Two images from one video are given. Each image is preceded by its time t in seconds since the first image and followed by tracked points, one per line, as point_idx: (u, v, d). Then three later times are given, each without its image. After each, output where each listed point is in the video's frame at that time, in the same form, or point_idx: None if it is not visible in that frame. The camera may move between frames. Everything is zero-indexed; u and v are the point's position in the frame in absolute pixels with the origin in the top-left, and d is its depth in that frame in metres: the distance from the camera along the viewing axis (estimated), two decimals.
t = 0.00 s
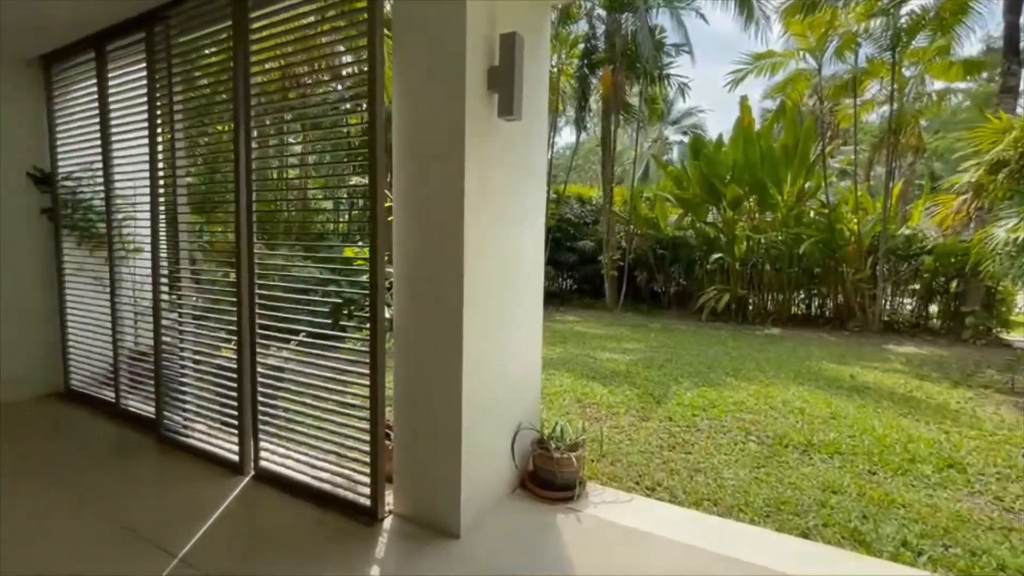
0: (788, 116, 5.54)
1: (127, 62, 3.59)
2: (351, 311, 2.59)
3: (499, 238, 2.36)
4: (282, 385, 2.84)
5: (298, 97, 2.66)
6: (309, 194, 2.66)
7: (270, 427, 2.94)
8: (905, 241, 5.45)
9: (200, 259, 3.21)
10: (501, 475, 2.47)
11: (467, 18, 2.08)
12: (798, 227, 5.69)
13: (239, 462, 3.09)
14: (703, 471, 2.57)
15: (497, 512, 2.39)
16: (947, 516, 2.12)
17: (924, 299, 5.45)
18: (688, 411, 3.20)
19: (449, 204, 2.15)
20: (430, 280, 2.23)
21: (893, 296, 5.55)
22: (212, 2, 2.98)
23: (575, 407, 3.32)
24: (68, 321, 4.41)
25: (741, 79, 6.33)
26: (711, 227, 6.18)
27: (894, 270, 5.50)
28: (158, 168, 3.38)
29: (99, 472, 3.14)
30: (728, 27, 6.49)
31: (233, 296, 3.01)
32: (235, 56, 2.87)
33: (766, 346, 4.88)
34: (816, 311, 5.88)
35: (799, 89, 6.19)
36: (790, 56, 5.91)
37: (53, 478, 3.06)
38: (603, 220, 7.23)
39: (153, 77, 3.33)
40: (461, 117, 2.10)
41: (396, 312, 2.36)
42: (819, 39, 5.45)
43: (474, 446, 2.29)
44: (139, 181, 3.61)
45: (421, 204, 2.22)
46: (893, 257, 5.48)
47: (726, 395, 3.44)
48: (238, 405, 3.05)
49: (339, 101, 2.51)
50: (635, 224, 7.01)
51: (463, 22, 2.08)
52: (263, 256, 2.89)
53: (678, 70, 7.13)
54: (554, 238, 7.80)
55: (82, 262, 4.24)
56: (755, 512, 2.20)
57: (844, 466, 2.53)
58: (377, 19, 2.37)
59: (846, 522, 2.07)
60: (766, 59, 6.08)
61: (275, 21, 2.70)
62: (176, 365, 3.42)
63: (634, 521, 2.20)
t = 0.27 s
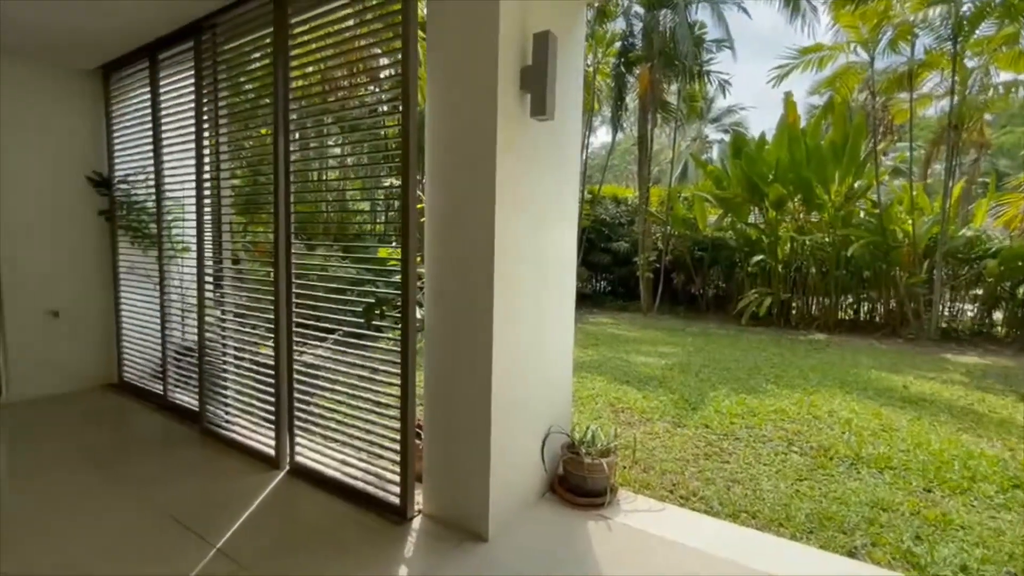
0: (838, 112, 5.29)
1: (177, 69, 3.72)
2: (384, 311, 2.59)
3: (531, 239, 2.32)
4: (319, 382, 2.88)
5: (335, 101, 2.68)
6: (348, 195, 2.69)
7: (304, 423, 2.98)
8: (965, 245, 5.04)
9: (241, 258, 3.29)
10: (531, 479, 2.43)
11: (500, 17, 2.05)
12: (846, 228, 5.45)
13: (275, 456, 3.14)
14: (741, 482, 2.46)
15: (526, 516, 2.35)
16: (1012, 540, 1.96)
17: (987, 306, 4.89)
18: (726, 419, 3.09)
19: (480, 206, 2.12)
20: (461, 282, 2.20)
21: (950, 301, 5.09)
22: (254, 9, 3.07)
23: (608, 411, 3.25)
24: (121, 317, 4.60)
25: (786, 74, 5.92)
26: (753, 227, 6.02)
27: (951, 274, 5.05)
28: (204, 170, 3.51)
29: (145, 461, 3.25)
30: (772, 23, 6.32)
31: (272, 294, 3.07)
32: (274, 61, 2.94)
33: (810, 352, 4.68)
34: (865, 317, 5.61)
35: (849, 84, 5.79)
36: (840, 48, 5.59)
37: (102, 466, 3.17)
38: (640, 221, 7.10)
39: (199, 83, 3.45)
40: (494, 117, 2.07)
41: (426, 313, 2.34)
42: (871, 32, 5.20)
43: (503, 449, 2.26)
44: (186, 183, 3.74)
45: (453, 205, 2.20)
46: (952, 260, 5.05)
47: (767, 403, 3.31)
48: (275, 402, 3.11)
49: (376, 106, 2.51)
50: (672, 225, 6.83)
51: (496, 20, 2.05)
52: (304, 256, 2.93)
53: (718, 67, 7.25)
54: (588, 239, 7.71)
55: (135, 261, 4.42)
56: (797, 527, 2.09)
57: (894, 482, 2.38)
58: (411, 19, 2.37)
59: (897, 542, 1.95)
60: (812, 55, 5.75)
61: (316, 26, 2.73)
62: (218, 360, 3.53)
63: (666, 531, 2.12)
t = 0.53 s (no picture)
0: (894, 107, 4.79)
1: (224, 75, 3.84)
2: (416, 310, 2.59)
3: (563, 240, 2.27)
4: (354, 380, 2.89)
5: (373, 102, 2.70)
6: (385, 195, 2.69)
7: (338, 418, 3.01)
8: None
9: (281, 257, 3.37)
10: (561, 482, 2.38)
11: (533, 14, 2.01)
12: (901, 228, 4.99)
13: (311, 450, 3.19)
14: (781, 493, 2.34)
15: (556, 520, 2.30)
16: None
17: None
18: (766, 427, 2.95)
19: (511, 206, 2.09)
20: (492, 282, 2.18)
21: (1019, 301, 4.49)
22: (295, 14, 3.14)
23: (642, 415, 3.16)
24: (170, 312, 4.78)
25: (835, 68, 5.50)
26: (799, 228, 5.79)
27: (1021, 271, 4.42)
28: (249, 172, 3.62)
29: (188, 452, 3.35)
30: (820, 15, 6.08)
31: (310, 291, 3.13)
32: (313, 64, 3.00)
33: (859, 359, 4.45)
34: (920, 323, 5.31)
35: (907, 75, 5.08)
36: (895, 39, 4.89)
37: (150, 455, 3.29)
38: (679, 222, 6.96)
39: (243, 88, 3.55)
40: (526, 116, 2.03)
41: (457, 312, 2.33)
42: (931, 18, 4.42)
43: (533, 452, 2.21)
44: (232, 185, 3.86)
45: (485, 205, 2.18)
46: None
47: (811, 412, 3.15)
48: (312, 398, 3.16)
49: (413, 107, 2.51)
50: (713, 226, 6.77)
51: (529, 19, 2.01)
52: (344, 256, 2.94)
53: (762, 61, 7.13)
54: (625, 239, 7.58)
55: (184, 259, 4.59)
56: (843, 543, 1.96)
57: (952, 499, 2.22)
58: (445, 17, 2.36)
59: (955, 565, 1.81)
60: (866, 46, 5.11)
61: (355, 30, 2.76)
62: (258, 356, 3.62)
63: (700, 541, 2.03)
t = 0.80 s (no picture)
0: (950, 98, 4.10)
1: (267, 80, 3.95)
2: (446, 310, 2.58)
3: (595, 239, 2.21)
4: (388, 379, 2.90)
5: (410, 103, 2.70)
6: (421, 195, 2.68)
7: (371, 414, 3.04)
8: None
9: (319, 255, 3.43)
10: (591, 485, 2.32)
11: (565, 10, 1.96)
12: (962, 228, 4.42)
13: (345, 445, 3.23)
14: (825, 506, 2.22)
15: (586, 524, 2.24)
16: None
17: None
18: (810, 436, 2.81)
19: (542, 204, 2.05)
20: (522, 281, 2.14)
21: None
22: (334, 19, 3.19)
23: (677, 419, 3.06)
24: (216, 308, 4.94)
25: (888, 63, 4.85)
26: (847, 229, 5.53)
27: None
28: (290, 174, 3.71)
29: (228, 443, 3.44)
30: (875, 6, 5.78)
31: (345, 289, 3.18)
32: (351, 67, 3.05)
33: (914, 368, 4.20)
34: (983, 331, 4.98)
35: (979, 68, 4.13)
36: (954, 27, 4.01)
37: (193, 445, 3.39)
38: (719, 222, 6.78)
39: (285, 92, 3.64)
40: (557, 114, 1.99)
41: (487, 312, 2.30)
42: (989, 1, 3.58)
43: (562, 455, 2.16)
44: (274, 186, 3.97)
45: (515, 204, 2.15)
46: None
47: (859, 421, 2.98)
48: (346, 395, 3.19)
49: (450, 108, 2.50)
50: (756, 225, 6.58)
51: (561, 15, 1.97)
52: (379, 255, 2.96)
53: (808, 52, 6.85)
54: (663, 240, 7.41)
55: (229, 257, 4.73)
56: (893, 562, 1.84)
57: (1016, 519, 2.05)
58: (478, 15, 2.36)
59: None
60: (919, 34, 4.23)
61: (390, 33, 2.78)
62: (297, 352, 3.69)
63: (736, 552, 1.94)
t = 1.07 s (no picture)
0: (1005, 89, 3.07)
1: (308, 83, 4.03)
2: (477, 309, 2.56)
3: (629, 239, 2.15)
4: (421, 376, 2.91)
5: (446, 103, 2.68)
6: (456, 195, 2.66)
7: (403, 410, 3.05)
8: None
9: (356, 254, 3.48)
10: (623, 489, 2.25)
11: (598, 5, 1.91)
12: None
13: (379, 440, 3.25)
14: (874, 520, 2.08)
15: (618, 529, 2.17)
16: None
17: None
18: (859, 445, 2.65)
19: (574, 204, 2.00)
20: (553, 282, 2.10)
21: None
22: (371, 23, 3.22)
23: (714, 424, 2.94)
24: (259, 304, 5.08)
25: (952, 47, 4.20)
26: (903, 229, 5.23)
27: None
28: (328, 175, 3.78)
29: (268, 435, 3.53)
30: None
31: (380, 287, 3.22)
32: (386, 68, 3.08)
33: (976, 377, 3.93)
34: None
35: None
36: None
37: (235, 437, 3.49)
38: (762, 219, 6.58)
39: (325, 96, 3.72)
40: (590, 111, 1.94)
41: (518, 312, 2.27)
42: None
43: (593, 459, 2.11)
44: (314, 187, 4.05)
45: (548, 203, 2.11)
46: None
47: (913, 431, 2.80)
48: (380, 392, 3.21)
49: (486, 108, 2.47)
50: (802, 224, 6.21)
51: (594, 10, 1.91)
52: (412, 253, 2.97)
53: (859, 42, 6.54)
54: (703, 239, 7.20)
55: (271, 255, 4.86)
56: None
57: None
58: (511, 13, 2.34)
59: None
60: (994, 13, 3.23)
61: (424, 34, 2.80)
62: (334, 349, 3.75)
63: (775, 564, 1.84)
